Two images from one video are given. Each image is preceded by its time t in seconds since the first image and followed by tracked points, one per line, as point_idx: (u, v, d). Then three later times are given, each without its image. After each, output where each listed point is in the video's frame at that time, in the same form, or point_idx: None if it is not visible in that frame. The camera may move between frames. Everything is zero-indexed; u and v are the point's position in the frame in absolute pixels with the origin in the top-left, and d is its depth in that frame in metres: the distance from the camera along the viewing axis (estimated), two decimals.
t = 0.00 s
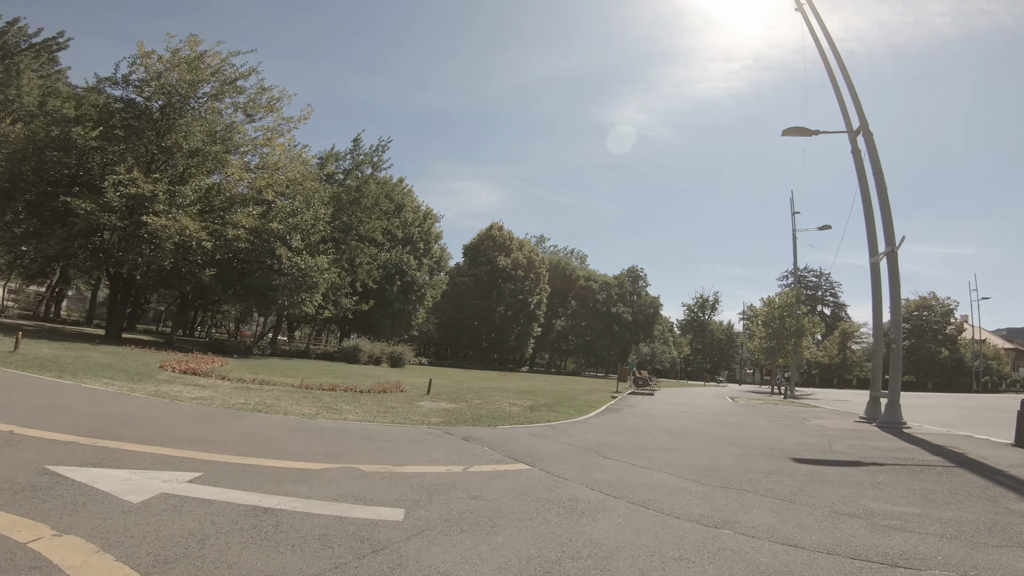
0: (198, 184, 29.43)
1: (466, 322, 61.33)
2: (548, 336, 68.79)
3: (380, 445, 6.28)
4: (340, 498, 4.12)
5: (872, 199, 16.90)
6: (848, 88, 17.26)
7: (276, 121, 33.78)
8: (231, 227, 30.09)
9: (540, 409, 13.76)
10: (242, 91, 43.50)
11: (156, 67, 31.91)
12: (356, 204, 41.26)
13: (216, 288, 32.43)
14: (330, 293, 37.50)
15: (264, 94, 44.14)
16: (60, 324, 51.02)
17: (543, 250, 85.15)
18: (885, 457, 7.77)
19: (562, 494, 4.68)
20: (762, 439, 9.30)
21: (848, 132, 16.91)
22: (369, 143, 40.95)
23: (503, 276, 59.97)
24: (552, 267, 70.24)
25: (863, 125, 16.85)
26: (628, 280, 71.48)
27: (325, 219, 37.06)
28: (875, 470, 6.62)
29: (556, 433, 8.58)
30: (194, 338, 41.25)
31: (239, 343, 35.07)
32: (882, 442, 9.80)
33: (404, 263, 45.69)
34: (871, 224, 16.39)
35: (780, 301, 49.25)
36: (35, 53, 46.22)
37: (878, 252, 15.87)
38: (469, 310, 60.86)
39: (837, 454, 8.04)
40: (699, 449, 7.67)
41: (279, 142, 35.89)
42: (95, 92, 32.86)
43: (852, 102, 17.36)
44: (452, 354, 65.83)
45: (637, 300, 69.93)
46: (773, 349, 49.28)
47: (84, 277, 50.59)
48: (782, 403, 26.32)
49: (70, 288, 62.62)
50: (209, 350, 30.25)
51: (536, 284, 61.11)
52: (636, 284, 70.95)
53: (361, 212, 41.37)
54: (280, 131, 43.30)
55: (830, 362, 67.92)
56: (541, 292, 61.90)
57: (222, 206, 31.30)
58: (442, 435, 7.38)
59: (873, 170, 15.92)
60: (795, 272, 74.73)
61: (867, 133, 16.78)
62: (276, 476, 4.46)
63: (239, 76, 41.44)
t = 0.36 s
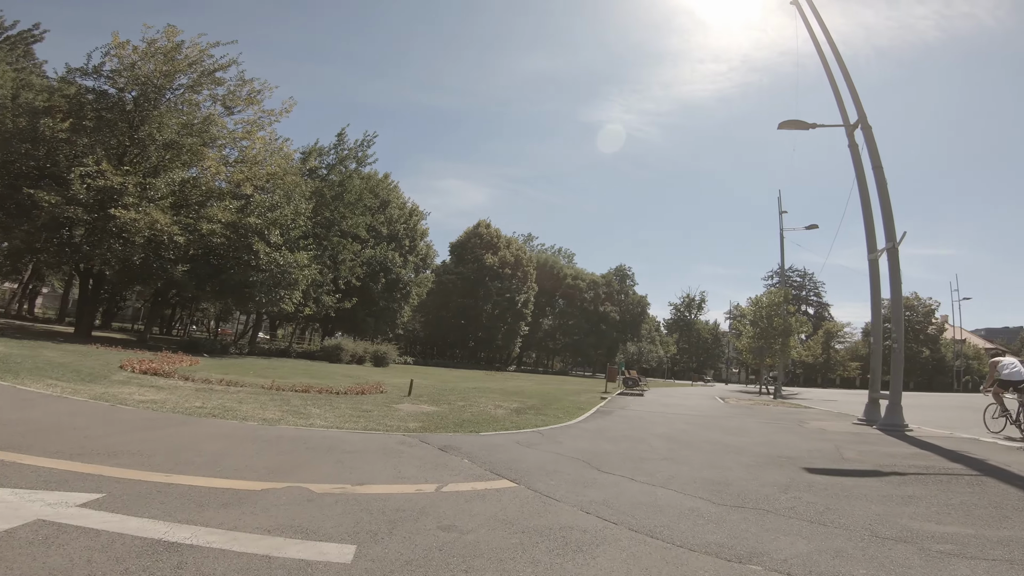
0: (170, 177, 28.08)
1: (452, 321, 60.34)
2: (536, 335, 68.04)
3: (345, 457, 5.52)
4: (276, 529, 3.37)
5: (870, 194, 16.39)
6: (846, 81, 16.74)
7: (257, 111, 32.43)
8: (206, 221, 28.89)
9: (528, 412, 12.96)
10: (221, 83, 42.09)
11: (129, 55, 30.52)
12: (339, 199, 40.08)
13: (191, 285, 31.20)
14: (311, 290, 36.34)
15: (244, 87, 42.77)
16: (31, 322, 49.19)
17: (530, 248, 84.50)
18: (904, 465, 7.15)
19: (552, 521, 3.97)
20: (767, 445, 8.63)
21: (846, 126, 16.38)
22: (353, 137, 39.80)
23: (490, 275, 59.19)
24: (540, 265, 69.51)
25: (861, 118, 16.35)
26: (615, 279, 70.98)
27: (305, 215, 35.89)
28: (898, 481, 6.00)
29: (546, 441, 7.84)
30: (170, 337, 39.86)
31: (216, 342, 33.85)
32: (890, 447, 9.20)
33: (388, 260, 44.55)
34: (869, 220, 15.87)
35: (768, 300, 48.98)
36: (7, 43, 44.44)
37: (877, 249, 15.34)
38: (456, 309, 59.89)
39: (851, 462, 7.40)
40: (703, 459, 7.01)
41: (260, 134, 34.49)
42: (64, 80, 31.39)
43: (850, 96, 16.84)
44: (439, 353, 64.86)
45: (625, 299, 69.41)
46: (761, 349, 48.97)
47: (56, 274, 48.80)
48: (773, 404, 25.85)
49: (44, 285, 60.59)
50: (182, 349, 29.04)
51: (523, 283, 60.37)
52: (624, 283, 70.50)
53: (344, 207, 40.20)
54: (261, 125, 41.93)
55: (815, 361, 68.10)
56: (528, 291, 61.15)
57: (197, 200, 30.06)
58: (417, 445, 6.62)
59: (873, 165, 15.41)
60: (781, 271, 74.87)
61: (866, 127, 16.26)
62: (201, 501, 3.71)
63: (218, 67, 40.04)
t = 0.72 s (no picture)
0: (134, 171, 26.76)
1: (434, 320, 59.24)
2: (519, 334, 67.26)
3: (293, 474, 4.85)
4: (169, 571, 2.83)
5: (860, 190, 16.01)
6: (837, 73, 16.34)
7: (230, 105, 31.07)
8: (174, 216, 27.62)
9: (510, 416, 12.21)
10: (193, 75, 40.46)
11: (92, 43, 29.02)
12: (315, 195, 38.82)
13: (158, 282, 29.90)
14: (285, 288, 35.11)
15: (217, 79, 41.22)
16: None
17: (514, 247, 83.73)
18: (917, 474, 6.57)
19: (534, 558, 3.33)
20: (767, 452, 8.02)
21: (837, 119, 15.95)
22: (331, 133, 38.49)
23: (472, 273, 58.41)
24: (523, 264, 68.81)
25: (851, 112, 15.96)
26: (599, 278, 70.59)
27: (280, 210, 34.63)
28: (920, 493, 5.41)
29: (528, 449, 7.15)
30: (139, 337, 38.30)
31: (185, 342, 32.51)
32: (894, 450, 8.68)
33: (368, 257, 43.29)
34: (860, 215, 15.46)
35: (750, 299, 48.92)
36: None
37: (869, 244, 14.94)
38: (438, 308, 58.84)
39: (859, 469, 6.80)
40: (701, 469, 6.35)
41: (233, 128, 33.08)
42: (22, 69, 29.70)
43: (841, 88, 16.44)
44: (420, 353, 63.67)
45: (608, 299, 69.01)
46: (743, 348, 48.82)
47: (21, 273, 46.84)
48: (758, 403, 25.46)
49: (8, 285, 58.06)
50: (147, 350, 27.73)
51: (506, 282, 59.63)
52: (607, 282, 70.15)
53: (321, 203, 38.97)
54: (235, 119, 40.48)
55: (795, 360, 68.58)
56: (511, 290, 60.39)
57: (164, 194, 28.74)
58: (384, 455, 5.95)
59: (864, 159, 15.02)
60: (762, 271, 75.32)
61: (856, 120, 15.85)
62: (81, 534, 3.14)
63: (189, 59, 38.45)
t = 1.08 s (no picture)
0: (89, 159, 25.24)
1: (412, 315, 58.06)
2: (498, 330, 66.44)
3: (202, 492, 4.20)
4: None
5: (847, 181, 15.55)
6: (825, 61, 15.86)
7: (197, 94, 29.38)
8: (131, 205, 26.15)
9: (484, 415, 11.37)
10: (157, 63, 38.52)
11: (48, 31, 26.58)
12: (287, 185, 37.36)
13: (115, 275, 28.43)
14: (253, 281, 33.72)
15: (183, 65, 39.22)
16: None
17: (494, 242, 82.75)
18: (928, 481, 5.95)
19: None
20: (760, 455, 7.34)
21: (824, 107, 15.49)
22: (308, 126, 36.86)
23: (452, 268, 57.48)
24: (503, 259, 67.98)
25: (839, 100, 15.48)
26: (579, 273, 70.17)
27: (247, 200, 33.18)
28: (943, 507, 4.77)
29: (499, 456, 6.35)
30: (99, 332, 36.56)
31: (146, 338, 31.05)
32: (892, 451, 8.13)
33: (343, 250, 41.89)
34: (847, 206, 14.99)
35: (729, 295, 48.90)
36: None
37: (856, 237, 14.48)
38: (416, 303, 57.64)
39: (865, 476, 6.15)
40: (695, 480, 5.61)
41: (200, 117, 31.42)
42: None
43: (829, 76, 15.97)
44: (398, 349, 62.44)
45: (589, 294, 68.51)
46: (723, 343, 48.76)
47: None
48: (738, 400, 25.11)
49: None
50: (102, 345, 26.35)
51: (486, 277, 58.81)
52: (587, 277, 69.82)
53: (293, 194, 37.53)
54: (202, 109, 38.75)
55: (772, 356, 69.08)
56: (491, 285, 59.60)
57: (121, 182, 27.21)
58: (329, 465, 5.25)
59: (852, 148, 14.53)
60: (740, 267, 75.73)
61: (844, 109, 15.38)
62: None
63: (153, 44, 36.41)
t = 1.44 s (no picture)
0: (36, 144, 23.29)
1: (387, 310, 56.73)
2: (475, 325, 65.46)
3: (73, 518, 3.35)
4: None
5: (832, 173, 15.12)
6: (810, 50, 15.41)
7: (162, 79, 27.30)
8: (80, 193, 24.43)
9: (456, 416, 10.49)
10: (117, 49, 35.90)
11: None
12: (253, 174, 35.69)
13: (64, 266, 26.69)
14: (216, 273, 32.11)
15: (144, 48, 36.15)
16: None
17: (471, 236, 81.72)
18: (945, 490, 5.33)
19: None
20: (757, 461, 6.66)
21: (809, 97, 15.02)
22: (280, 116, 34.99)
23: (427, 262, 56.26)
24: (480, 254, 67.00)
25: (824, 90, 15.01)
26: (557, 268, 69.60)
27: (210, 189, 31.49)
28: (977, 525, 4.13)
29: (470, 468, 5.50)
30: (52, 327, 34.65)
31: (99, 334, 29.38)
32: (891, 453, 7.59)
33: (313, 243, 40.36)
34: (832, 198, 14.52)
35: (705, 290, 48.88)
36: None
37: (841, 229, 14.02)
38: (391, 298, 56.29)
39: (875, 484, 5.53)
40: (695, 494, 4.88)
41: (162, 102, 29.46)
42: None
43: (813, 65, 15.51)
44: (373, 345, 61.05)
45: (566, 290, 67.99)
46: (699, 339, 48.72)
47: None
48: (717, 396, 24.76)
49: None
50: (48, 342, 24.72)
51: (462, 271, 57.86)
52: (564, 273, 69.30)
53: (259, 183, 35.86)
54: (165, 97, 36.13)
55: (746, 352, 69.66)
56: (467, 280, 58.69)
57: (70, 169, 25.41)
58: (259, 481, 4.40)
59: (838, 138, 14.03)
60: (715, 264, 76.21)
61: (829, 99, 14.92)
62: None
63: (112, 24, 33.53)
